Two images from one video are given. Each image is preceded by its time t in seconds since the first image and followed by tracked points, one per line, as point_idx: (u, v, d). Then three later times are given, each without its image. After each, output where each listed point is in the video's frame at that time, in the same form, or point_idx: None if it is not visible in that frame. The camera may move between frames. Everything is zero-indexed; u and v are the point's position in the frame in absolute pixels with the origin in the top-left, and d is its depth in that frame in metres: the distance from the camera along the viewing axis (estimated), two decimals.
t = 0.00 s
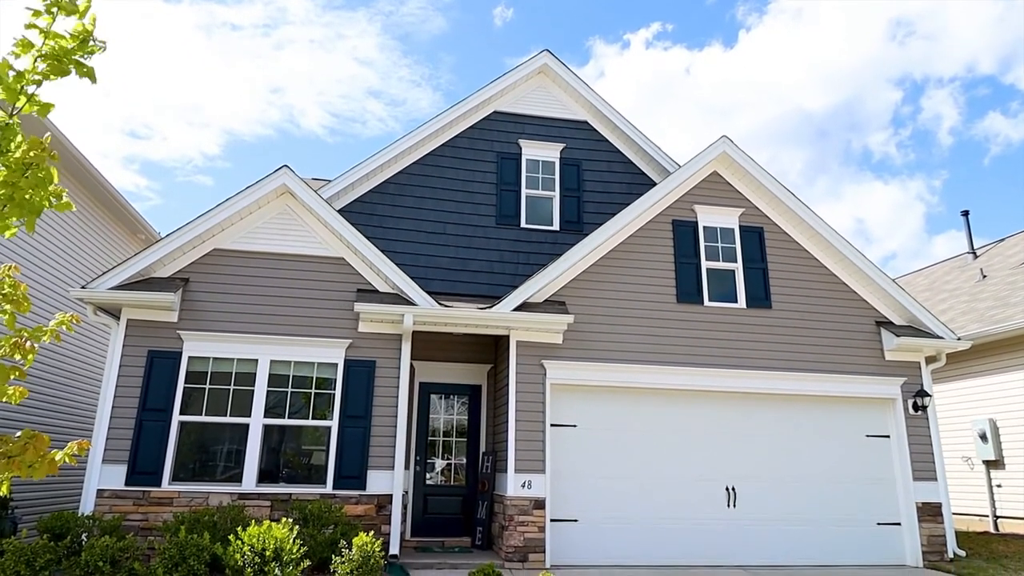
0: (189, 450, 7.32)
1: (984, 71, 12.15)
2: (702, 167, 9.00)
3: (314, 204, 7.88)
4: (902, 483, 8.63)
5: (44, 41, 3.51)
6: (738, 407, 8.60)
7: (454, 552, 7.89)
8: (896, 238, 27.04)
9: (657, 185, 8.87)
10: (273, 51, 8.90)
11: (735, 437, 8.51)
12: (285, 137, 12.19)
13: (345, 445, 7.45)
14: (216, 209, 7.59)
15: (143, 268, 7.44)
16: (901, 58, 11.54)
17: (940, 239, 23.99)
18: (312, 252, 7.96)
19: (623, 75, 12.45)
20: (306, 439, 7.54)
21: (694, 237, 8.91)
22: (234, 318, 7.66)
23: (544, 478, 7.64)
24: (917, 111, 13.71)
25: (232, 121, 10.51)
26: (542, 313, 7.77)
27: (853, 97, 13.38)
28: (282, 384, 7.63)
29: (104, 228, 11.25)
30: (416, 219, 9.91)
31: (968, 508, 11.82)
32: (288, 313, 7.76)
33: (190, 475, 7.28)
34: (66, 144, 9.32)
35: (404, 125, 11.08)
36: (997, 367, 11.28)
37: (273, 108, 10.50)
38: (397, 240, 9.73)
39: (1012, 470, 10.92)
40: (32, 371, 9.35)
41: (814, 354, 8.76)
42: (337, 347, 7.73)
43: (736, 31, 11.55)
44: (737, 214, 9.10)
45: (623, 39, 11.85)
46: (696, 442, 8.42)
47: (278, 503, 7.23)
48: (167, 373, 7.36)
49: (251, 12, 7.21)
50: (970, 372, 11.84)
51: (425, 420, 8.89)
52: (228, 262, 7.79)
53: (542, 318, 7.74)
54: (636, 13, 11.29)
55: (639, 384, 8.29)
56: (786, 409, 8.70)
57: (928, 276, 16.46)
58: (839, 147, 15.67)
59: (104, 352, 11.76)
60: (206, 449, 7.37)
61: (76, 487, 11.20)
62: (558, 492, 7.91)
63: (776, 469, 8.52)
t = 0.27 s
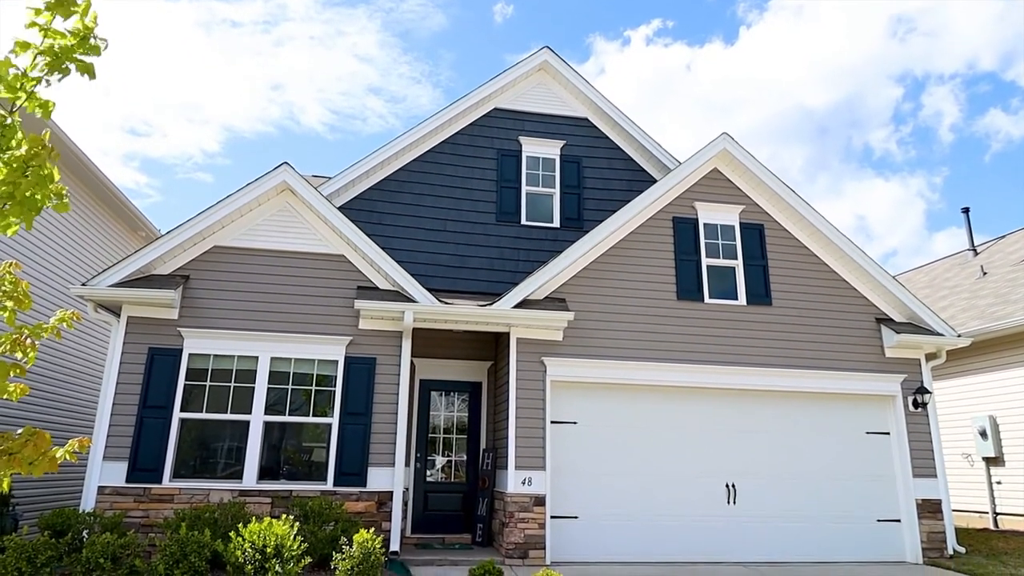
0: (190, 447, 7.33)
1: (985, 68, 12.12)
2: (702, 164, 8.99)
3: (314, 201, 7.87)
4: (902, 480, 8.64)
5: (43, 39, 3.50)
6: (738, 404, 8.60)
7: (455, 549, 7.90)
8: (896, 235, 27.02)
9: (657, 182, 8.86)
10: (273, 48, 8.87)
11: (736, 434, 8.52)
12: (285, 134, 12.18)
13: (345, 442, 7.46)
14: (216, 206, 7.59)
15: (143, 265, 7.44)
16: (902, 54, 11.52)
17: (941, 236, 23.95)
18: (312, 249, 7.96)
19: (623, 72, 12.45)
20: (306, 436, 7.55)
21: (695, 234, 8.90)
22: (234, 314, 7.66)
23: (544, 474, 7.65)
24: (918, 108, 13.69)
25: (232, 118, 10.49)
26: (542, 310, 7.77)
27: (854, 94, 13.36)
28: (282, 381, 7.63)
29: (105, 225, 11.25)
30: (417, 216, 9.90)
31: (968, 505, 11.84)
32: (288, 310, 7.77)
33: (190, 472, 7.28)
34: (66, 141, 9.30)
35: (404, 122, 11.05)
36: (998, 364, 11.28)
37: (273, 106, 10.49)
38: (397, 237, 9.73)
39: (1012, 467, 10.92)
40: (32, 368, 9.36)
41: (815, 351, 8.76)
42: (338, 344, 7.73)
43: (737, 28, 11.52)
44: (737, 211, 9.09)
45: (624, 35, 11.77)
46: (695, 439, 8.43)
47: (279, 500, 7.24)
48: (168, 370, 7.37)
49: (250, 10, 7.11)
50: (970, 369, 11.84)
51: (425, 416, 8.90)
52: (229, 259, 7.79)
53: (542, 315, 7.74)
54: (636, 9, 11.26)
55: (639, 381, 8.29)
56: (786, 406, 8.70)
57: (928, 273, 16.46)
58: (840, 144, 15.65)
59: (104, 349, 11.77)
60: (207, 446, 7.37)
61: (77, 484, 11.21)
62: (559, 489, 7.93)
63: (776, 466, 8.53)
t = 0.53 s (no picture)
0: (191, 444, 7.34)
1: (986, 64, 12.09)
2: (702, 161, 8.99)
3: (315, 199, 7.87)
4: (902, 477, 8.65)
5: (43, 38, 3.46)
6: (739, 400, 8.61)
7: (455, 546, 7.91)
8: (897, 232, 26.98)
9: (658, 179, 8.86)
10: (273, 45, 8.86)
11: (737, 431, 8.53)
12: (285, 131, 12.16)
13: (346, 439, 7.47)
14: (216, 203, 7.59)
15: (144, 263, 7.45)
16: (903, 51, 11.50)
17: (942, 233, 23.92)
18: (312, 246, 7.96)
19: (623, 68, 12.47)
20: (307, 433, 7.56)
21: (695, 231, 8.90)
22: (235, 312, 7.66)
23: (545, 472, 7.66)
24: (919, 105, 13.66)
25: (232, 115, 10.48)
26: (543, 307, 7.77)
27: (854, 91, 13.34)
28: (283, 378, 7.64)
29: (105, 222, 11.25)
30: (417, 213, 9.90)
31: (968, 502, 11.85)
32: (289, 307, 7.77)
33: (191, 469, 7.29)
34: (66, 138, 9.30)
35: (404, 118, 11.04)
36: (998, 361, 11.29)
37: (273, 103, 10.49)
38: (397, 234, 9.73)
39: (1012, 464, 10.94)
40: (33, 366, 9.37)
41: (815, 348, 8.77)
42: (338, 341, 7.74)
43: (738, 25, 11.50)
44: (737, 208, 9.09)
45: (624, 32, 11.69)
46: (695, 436, 8.44)
47: (280, 497, 7.25)
48: (168, 367, 7.37)
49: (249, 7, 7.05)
50: (970, 366, 11.84)
51: (426, 414, 8.91)
52: (229, 256, 7.79)
53: (542, 312, 7.74)
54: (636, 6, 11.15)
55: (640, 378, 8.30)
56: (787, 403, 8.71)
57: (929, 270, 16.48)
58: (841, 141, 15.63)
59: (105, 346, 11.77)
60: (207, 443, 7.38)
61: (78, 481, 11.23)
62: (560, 487, 7.94)
63: (776, 463, 8.54)
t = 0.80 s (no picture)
0: (192, 440, 7.35)
1: (988, 60, 12.06)
2: (703, 158, 8.98)
3: (315, 195, 7.86)
4: (901, 472, 8.67)
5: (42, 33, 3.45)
6: (739, 396, 8.62)
7: (456, 542, 7.93)
8: (898, 228, 26.94)
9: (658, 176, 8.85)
10: (273, 41, 8.82)
11: (738, 427, 8.54)
12: (285, 127, 12.14)
13: (347, 435, 7.48)
14: (217, 199, 7.59)
15: (144, 259, 7.45)
16: (904, 46, 11.47)
17: (943, 229, 23.90)
18: (313, 243, 7.96)
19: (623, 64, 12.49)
20: (308, 429, 7.57)
21: (695, 227, 8.89)
22: (235, 308, 7.67)
23: (545, 468, 7.67)
24: (920, 101, 13.63)
25: (232, 111, 10.46)
26: (543, 303, 7.77)
27: (856, 86, 13.31)
28: (284, 375, 7.64)
29: (105, 218, 11.25)
30: (418, 210, 9.90)
31: (968, 498, 11.87)
32: (289, 303, 7.78)
33: (192, 466, 7.31)
34: (67, 136, 9.30)
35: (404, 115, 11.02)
36: (998, 358, 11.29)
37: (273, 98, 10.49)
38: (398, 230, 9.72)
39: (1011, 460, 10.95)
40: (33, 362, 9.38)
41: (815, 344, 8.77)
42: (338, 338, 7.74)
43: (738, 20, 11.30)
44: (738, 205, 9.08)
45: (625, 28, 11.51)
46: (696, 432, 8.45)
47: (280, 493, 7.26)
48: (169, 363, 7.38)
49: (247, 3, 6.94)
50: (970, 362, 11.85)
51: (426, 410, 8.92)
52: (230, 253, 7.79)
53: (543, 309, 7.74)
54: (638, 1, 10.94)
55: (640, 374, 8.31)
56: (787, 399, 8.72)
57: (929, 266, 16.48)
58: (842, 137, 15.60)
59: (105, 342, 11.78)
60: (208, 439, 7.40)
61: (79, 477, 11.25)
62: (561, 483, 7.96)
63: (776, 459, 8.55)
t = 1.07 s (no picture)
0: (192, 437, 7.36)
1: (989, 57, 12.04)
2: (703, 155, 8.97)
3: (315, 192, 7.86)
4: (901, 469, 8.68)
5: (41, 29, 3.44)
6: (739, 393, 8.63)
7: (456, 538, 7.94)
8: (898, 225, 26.92)
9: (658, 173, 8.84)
10: (273, 38, 8.79)
11: (738, 424, 8.55)
12: (286, 124, 12.13)
13: (347, 432, 7.49)
14: (217, 196, 7.59)
15: (144, 256, 7.45)
16: (905, 43, 11.46)
17: (944, 226, 23.88)
18: (313, 240, 7.96)
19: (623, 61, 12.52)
20: (308, 426, 7.58)
21: (696, 224, 8.89)
22: (235, 305, 7.67)
23: (545, 464, 7.68)
24: (921, 98, 13.61)
25: (231, 108, 10.45)
26: (543, 300, 7.78)
27: (857, 83, 13.30)
28: (284, 371, 7.65)
29: (105, 216, 11.24)
30: (418, 207, 9.90)
31: (968, 494, 11.88)
32: (290, 300, 7.78)
33: (193, 462, 7.31)
34: (65, 132, 9.29)
35: (404, 111, 11.01)
36: (998, 355, 11.30)
37: (273, 95, 10.49)
38: (398, 227, 9.72)
39: (1011, 457, 10.96)
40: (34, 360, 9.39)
41: (815, 341, 8.77)
42: (339, 335, 7.75)
43: (739, 16, 11.24)
44: (738, 202, 9.07)
45: (626, 24, 11.39)
46: (696, 429, 8.45)
47: (281, 489, 7.28)
48: (170, 360, 7.39)
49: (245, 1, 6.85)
50: (971, 359, 11.85)
51: (426, 407, 8.93)
52: (230, 250, 7.79)
53: (543, 306, 7.75)
54: None
55: (640, 371, 8.31)
56: (787, 396, 8.73)
57: (929, 263, 16.49)
58: (842, 134, 15.58)
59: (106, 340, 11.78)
60: (209, 436, 7.40)
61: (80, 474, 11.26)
62: (561, 480, 7.97)
63: (776, 456, 8.56)
